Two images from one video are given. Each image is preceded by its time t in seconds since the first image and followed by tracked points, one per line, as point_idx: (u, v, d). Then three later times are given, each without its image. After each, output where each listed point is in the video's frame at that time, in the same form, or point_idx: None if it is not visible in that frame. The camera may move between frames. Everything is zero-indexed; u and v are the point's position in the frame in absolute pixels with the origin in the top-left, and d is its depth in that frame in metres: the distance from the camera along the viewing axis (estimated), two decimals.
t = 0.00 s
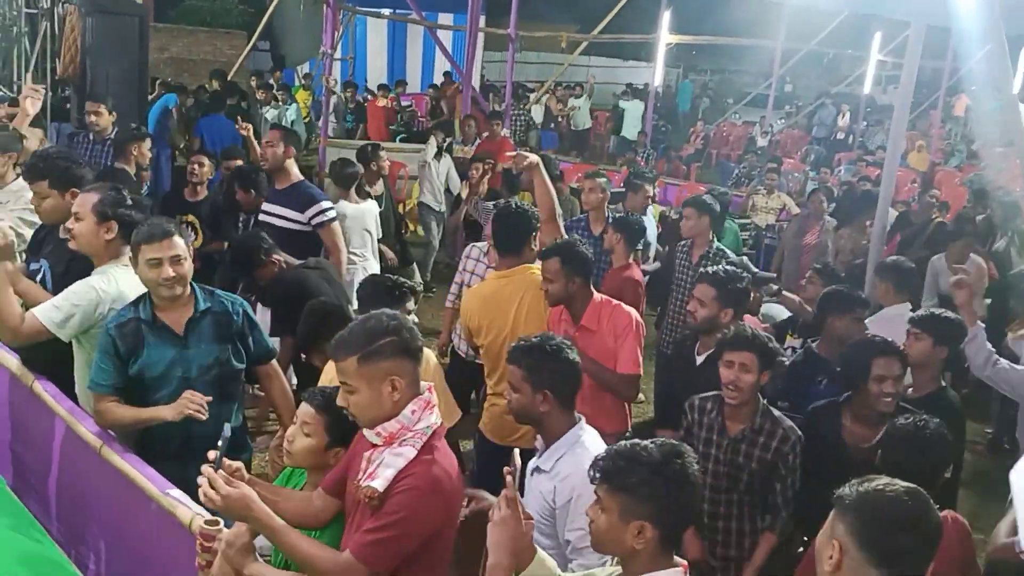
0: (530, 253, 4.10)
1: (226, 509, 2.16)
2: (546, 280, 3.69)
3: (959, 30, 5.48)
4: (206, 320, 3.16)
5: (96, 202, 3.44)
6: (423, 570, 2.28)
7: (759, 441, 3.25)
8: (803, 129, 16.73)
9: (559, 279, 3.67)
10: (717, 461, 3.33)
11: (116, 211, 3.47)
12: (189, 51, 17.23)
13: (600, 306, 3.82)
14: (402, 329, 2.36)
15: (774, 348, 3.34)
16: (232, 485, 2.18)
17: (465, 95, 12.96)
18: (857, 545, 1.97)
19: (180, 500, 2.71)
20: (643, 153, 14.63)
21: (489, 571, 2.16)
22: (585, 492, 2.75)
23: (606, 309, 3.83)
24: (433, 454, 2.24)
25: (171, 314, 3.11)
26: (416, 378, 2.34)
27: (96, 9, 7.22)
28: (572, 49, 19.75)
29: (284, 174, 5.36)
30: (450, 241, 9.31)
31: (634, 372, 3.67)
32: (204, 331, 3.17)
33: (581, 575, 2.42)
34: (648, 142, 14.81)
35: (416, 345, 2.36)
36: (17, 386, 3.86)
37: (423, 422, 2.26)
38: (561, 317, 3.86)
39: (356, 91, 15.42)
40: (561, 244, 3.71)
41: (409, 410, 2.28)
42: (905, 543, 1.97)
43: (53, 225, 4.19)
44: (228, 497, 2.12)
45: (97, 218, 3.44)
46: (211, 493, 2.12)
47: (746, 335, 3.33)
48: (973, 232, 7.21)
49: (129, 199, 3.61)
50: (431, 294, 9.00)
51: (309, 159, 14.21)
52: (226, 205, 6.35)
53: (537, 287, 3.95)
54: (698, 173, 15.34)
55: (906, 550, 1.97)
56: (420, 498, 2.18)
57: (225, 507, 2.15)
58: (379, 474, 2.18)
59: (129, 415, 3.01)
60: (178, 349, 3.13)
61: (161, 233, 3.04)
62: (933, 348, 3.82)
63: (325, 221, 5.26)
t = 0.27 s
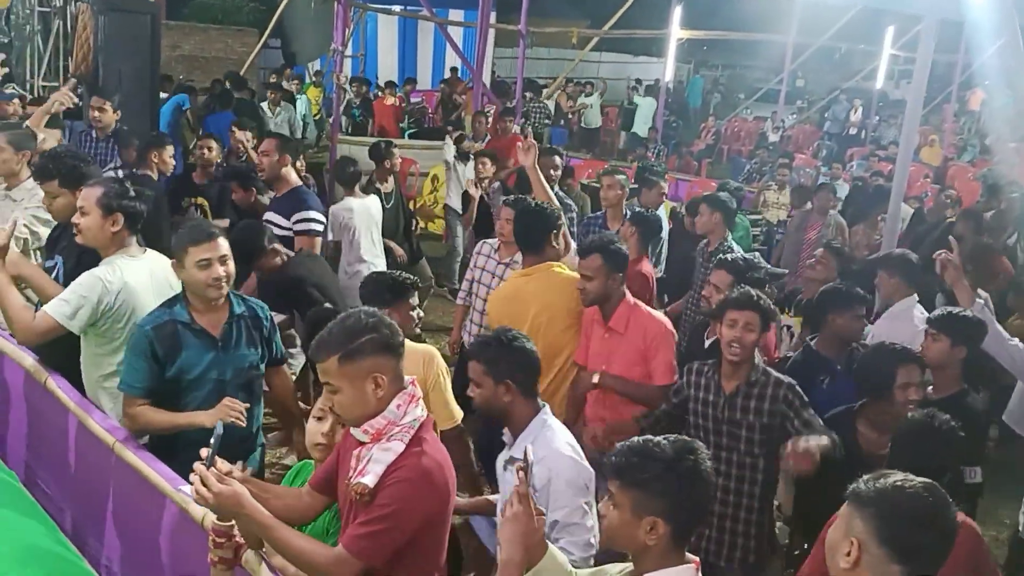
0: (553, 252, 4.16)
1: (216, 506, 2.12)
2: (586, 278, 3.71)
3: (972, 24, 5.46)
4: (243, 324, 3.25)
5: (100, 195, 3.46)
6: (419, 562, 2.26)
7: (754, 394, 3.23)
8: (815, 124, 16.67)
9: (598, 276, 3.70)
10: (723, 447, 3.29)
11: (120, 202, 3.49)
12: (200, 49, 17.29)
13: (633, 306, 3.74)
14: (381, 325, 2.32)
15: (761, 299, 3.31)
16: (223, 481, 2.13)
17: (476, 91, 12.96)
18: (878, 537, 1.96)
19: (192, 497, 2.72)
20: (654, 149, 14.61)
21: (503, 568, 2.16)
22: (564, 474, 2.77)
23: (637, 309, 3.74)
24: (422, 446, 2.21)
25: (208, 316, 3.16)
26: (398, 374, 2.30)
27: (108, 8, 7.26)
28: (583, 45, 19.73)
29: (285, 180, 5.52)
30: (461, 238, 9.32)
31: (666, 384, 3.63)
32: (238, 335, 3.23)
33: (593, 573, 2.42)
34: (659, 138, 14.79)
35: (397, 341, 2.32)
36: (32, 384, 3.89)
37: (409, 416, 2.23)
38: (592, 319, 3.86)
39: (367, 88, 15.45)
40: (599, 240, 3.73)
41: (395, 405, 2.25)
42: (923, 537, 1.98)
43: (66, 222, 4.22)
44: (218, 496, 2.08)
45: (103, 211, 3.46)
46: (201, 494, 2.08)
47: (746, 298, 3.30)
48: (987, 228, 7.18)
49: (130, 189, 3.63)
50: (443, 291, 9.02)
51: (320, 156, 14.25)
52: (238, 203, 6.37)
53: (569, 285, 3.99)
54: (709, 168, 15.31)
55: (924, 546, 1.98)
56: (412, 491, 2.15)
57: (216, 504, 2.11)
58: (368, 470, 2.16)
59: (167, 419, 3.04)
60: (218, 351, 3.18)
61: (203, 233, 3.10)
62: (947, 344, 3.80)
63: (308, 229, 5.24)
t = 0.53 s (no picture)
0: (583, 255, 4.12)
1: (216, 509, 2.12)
2: (632, 282, 3.72)
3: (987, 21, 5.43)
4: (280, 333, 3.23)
5: (115, 192, 3.47)
6: (422, 559, 2.26)
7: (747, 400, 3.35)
8: (828, 123, 16.60)
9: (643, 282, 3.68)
10: (726, 451, 3.37)
11: (135, 199, 3.50)
12: (212, 49, 17.35)
13: (661, 314, 3.74)
14: (372, 325, 2.29)
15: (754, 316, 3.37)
16: (221, 485, 2.13)
17: (487, 91, 12.97)
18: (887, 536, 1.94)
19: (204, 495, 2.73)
20: (666, 148, 14.59)
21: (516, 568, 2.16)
22: (535, 439, 2.86)
23: (665, 317, 3.75)
24: (420, 444, 2.20)
25: (253, 324, 3.13)
26: (393, 373, 2.28)
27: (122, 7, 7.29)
28: (594, 44, 19.71)
29: (286, 172, 5.46)
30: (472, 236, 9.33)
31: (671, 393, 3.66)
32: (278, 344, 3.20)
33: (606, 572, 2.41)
34: (671, 136, 14.76)
35: (390, 340, 2.29)
36: (44, 382, 3.90)
37: (405, 415, 2.22)
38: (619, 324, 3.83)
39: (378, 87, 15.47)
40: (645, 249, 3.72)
41: (390, 404, 2.23)
42: (932, 532, 1.96)
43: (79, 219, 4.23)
44: (218, 499, 2.08)
45: (118, 207, 3.47)
46: (200, 497, 2.08)
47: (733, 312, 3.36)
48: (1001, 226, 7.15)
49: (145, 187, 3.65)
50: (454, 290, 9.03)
51: (332, 155, 14.28)
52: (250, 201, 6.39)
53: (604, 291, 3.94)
54: (721, 167, 15.26)
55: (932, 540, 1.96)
56: (411, 489, 2.15)
57: (216, 508, 2.11)
58: (366, 469, 2.15)
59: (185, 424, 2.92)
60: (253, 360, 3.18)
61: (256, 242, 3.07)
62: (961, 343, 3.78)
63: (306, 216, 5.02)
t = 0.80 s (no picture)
0: (601, 254, 4.16)
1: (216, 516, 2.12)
2: (633, 278, 3.69)
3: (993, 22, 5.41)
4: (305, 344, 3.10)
5: (127, 193, 3.48)
6: (425, 558, 2.26)
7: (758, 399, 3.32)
8: (833, 124, 16.58)
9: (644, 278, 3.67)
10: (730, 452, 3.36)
11: (145, 201, 3.50)
12: (218, 51, 17.38)
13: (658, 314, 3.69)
14: (365, 327, 2.28)
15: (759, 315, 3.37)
16: (221, 491, 2.13)
17: (492, 92, 12.97)
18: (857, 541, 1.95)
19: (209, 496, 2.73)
20: (671, 149, 14.57)
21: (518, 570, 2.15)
22: (517, 424, 2.84)
23: (662, 317, 3.69)
24: (418, 444, 2.20)
25: (277, 332, 3.06)
26: (389, 374, 2.27)
27: (127, 10, 7.30)
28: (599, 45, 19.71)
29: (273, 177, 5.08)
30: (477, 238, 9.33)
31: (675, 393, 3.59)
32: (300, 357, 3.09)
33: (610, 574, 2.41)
34: (675, 137, 14.74)
35: (383, 342, 2.27)
36: (50, 383, 3.91)
37: (403, 416, 2.21)
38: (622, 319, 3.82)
39: (383, 89, 15.49)
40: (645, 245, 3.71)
41: (386, 406, 2.22)
42: (905, 528, 1.90)
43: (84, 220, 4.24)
44: (218, 505, 2.08)
45: (128, 209, 3.47)
46: (200, 504, 2.08)
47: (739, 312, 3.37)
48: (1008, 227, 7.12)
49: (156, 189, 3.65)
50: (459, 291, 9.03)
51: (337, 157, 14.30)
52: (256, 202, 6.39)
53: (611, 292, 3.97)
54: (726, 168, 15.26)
55: (903, 536, 1.89)
56: (410, 490, 2.14)
57: (216, 514, 2.11)
58: (364, 472, 2.15)
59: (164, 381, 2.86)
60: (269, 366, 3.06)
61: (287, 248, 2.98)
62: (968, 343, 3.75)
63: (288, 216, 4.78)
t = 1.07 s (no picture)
0: (597, 253, 4.15)
1: (210, 518, 2.11)
2: (633, 284, 3.65)
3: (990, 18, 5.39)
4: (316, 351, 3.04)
5: (120, 195, 3.47)
6: (420, 559, 2.25)
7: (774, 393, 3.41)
8: (830, 122, 16.56)
9: (644, 281, 3.65)
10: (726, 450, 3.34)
11: (140, 202, 3.50)
12: (214, 51, 17.37)
13: (654, 314, 3.70)
14: (357, 328, 2.26)
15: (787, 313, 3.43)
16: (216, 494, 2.13)
17: (489, 92, 12.95)
18: (852, 541, 1.94)
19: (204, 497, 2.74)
20: (668, 148, 14.56)
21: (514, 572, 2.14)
22: (493, 425, 2.82)
23: (656, 317, 3.70)
24: (412, 444, 2.19)
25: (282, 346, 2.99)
26: (381, 376, 2.26)
27: (122, 10, 7.28)
28: (596, 45, 19.69)
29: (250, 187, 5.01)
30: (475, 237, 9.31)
31: (679, 390, 3.64)
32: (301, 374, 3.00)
33: (607, 573, 2.40)
34: (673, 136, 14.73)
35: (376, 343, 2.26)
36: (45, 384, 3.89)
37: (395, 416, 2.20)
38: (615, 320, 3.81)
39: (380, 89, 15.46)
40: (627, 243, 3.70)
41: (379, 406, 2.22)
42: (898, 528, 1.88)
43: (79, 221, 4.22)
44: (213, 507, 2.08)
45: (124, 211, 3.47)
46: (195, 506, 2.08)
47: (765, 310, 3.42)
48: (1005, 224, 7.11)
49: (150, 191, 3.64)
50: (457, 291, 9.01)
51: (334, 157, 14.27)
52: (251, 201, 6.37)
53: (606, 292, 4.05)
54: (724, 167, 15.25)
55: (896, 535, 1.88)
56: (404, 490, 2.14)
57: (210, 517, 2.10)
58: (358, 473, 2.14)
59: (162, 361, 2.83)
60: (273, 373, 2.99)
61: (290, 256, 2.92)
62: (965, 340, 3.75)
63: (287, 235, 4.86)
